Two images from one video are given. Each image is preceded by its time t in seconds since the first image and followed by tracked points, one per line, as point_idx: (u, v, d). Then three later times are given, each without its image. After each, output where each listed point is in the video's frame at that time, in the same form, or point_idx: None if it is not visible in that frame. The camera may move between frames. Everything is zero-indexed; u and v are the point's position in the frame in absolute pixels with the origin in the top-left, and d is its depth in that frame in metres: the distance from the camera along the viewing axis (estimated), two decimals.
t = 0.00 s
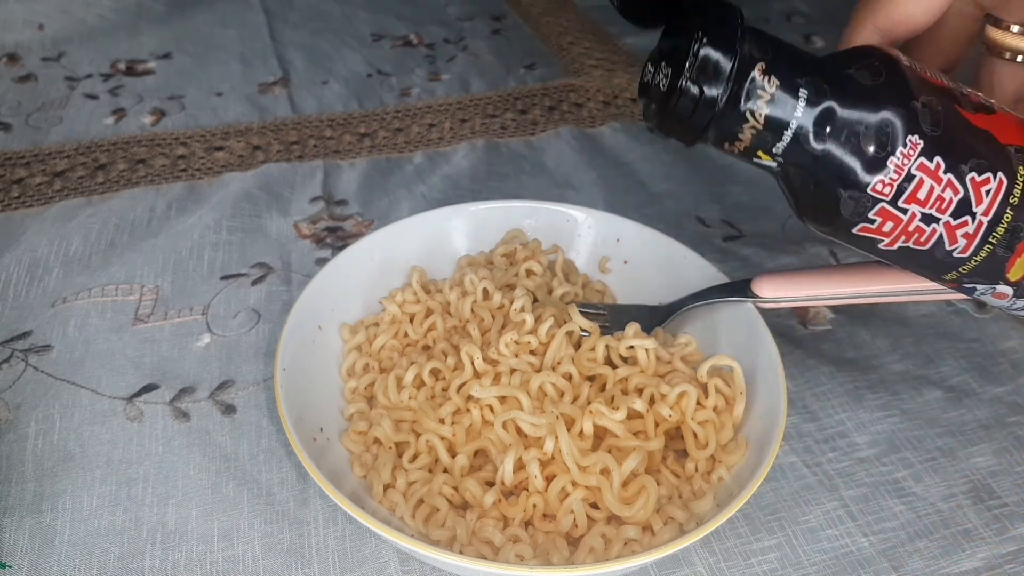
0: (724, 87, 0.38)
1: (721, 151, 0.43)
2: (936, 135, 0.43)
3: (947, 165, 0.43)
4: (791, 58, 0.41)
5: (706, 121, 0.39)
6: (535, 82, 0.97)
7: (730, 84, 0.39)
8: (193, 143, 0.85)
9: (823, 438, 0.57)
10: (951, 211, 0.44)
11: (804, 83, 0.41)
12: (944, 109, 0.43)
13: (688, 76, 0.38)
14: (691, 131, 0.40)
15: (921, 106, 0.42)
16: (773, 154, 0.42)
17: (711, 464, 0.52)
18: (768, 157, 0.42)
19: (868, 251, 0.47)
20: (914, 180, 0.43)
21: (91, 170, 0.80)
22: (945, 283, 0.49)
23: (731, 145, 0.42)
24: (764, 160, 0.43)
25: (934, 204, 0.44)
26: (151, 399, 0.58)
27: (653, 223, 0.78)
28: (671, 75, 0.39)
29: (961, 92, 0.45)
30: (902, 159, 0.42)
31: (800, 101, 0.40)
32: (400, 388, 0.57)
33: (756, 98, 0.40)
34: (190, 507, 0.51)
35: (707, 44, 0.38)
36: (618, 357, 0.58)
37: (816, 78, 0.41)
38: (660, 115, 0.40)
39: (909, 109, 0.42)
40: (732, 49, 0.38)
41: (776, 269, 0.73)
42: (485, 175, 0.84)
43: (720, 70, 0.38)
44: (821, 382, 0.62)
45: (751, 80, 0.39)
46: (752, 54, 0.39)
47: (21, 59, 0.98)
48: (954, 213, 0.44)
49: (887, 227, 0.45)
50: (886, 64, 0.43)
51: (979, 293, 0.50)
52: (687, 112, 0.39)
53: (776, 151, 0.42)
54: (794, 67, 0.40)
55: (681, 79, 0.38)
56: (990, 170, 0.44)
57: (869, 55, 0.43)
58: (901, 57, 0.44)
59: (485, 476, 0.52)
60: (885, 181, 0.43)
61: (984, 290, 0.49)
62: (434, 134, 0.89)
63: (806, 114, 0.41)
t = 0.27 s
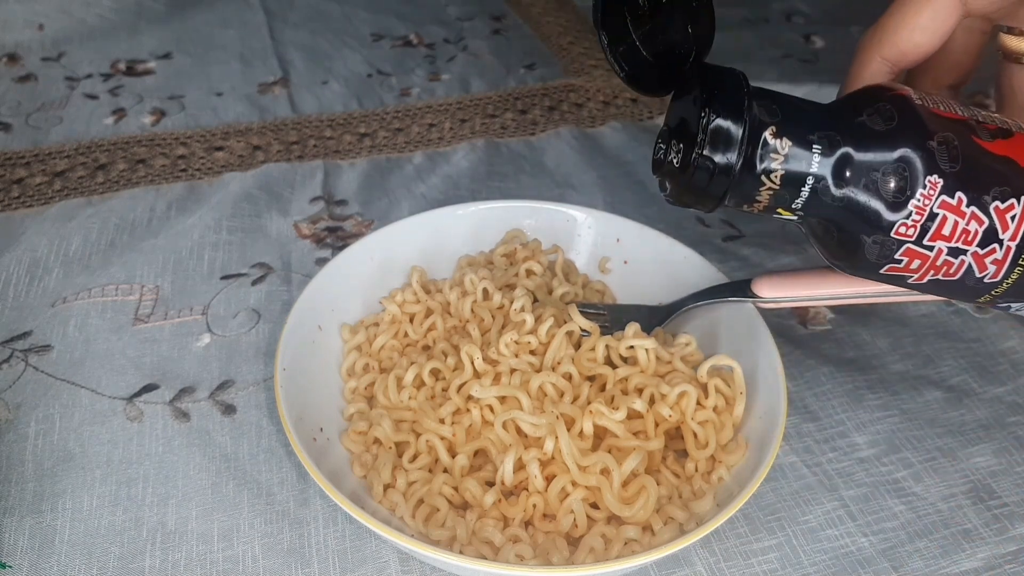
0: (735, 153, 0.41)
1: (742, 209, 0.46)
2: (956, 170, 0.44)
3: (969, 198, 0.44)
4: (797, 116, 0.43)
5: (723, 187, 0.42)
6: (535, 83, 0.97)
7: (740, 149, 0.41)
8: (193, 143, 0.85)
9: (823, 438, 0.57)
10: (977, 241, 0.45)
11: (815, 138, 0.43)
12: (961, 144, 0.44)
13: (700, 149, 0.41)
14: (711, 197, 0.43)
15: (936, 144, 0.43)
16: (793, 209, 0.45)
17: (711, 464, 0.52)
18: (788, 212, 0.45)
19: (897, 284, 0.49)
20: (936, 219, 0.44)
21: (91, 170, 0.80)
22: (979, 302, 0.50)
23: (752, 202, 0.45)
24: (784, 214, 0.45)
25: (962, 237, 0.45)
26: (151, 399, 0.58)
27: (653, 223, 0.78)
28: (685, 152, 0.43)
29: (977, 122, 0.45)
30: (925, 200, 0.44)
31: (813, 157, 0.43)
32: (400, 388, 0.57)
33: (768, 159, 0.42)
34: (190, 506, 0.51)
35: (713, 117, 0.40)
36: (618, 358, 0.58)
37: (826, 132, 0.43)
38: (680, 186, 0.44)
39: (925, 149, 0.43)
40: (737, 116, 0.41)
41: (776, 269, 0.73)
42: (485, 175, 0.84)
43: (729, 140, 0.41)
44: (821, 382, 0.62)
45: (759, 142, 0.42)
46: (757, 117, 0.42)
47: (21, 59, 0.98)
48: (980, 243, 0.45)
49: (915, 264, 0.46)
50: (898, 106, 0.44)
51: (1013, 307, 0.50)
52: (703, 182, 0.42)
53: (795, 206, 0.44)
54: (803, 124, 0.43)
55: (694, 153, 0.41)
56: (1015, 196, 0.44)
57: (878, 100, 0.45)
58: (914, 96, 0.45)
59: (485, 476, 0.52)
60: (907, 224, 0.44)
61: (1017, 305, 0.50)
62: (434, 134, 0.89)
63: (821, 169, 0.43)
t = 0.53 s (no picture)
0: (729, 166, 0.42)
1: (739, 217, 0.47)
2: (946, 169, 0.44)
3: (958, 194, 0.44)
4: (788, 125, 0.44)
5: (719, 199, 0.43)
6: (535, 83, 0.97)
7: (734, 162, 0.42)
8: (193, 143, 0.85)
9: (823, 438, 0.57)
10: (966, 234, 0.45)
11: (806, 147, 0.43)
12: (950, 143, 0.44)
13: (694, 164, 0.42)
14: (708, 209, 0.45)
15: (925, 146, 0.44)
16: (787, 215, 0.46)
17: (711, 464, 0.52)
18: (783, 217, 0.46)
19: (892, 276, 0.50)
20: (927, 218, 0.45)
21: (91, 170, 0.80)
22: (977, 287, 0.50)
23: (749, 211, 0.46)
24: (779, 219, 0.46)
25: (951, 233, 0.45)
26: (151, 399, 0.58)
27: (653, 223, 0.78)
28: (681, 166, 0.44)
29: (967, 117, 0.45)
30: (914, 200, 0.44)
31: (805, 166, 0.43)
32: (400, 388, 0.57)
33: (762, 169, 0.43)
34: (190, 506, 0.51)
35: (705, 133, 0.42)
36: (618, 357, 0.58)
37: (817, 139, 0.44)
38: (677, 200, 0.45)
39: (914, 152, 0.44)
40: (728, 130, 0.42)
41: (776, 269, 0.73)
42: (485, 175, 0.84)
43: (722, 154, 0.42)
44: (821, 382, 0.62)
45: (752, 153, 0.43)
46: (749, 128, 0.43)
47: (21, 59, 0.98)
48: (970, 236, 0.46)
49: (907, 261, 0.47)
50: (887, 109, 0.45)
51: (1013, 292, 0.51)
52: (699, 195, 0.43)
53: (789, 212, 0.46)
54: (794, 133, 0.44)
55: (688, 169, 0.43)
56: (1006, 189, 0.44)
57: (867, 104, 0.45)
58: (903, 97, 0.45)
59: (485, 476, 0.52)
60: (898, 225, 0.45)
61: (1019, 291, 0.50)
62: (433, 134, 0.89)
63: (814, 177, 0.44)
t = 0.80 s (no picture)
0: (731, 178, 0.43)
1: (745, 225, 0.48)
2: (946, 169, 0.44)
3: (958, 193, 0.44)
4: (788, 134, 0.44)
5: (724, 211, 0.44)
6: (535, 83, 0.97)
7: (736, 173, 0.43)
8: (193, 143, 0.85)
9: (823, 438, 0.57)
10: (966, 230, 0.46)
11: (807, 156, 0.44)
12: (948, 143, 0.44)
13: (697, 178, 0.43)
14: (714, 220, 0.45)
15: (925, 148, 0.44)
16: (789, 222, 0.47)
17: (711, 464, 0.52)
18: (785, 223, 0.47)
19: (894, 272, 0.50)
20: (928, 218, 0.45)
21: (91, 170, 0.80)
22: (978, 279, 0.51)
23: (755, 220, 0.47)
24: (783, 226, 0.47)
25: (952, 231, 0.46)
26: (152, 399, 0.58)
27: (653, 223, 0.78)
28: (684, 180, 0.45)
29: (964, 114, 0.45)
30: (916, 201, 0.44)
31: (807, 174, 0.44)
32: (400, 388, 0.57)
33: (765, 179, 0.44)
34: (190, 506, 0.51)
35: (706, 147, 0.43)
36: (618, 358, 0.58)
37: (818, 146, 0.44)
38: (683, 214, 0.46)
39: (914, 155, 0.44)
40: (729, 142, 0.43)
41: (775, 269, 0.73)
42: (485, 175, 0.84)
43: (724, 166, 0.43)
44: (821, 382, 0.62)
45: (754, 163, 0.44)
46: (750, 139, 0.44)
47: (21, 59, 0.98)
48: (971, 233, 0.46)
49: (907, 259, 0.48)
50: (886, 111, 0.45)
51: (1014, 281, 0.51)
52: (705, 208, 0.44)
53: (792, 219, 0.46)
54: (795, 142, 0.44)
55: (692, 182, 0.44)
56: (1005, 185, 0.44)
57: (865, 107, 0.46)
58: (901, 98, 0.45)
59: (485, 476, 0.52)
60: (901, 226, 0.45)
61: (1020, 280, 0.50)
62: (433, 134, 0.89)
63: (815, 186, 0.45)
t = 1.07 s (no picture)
0: (735, 181, 0.53)
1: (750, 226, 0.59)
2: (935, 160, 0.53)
3: (949, 181, 0.54)
4: (785, 141, 0.55)
5: (734, 210, 0.54)
6: (535, 83, 0.97)
7: (736, 177, 0.53)
8: (193, 143, 0.85)
9: (822, 438, 0.57)
10: (955, 211, 0.55)
11: (803, 160, 0.55)
12: (937, 134, 0.53)
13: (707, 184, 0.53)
14: (721, 228, 0.56)
15: (916, 143, 0.53)
16: (790, 219, 0.57)
17: (710, 464, 0.52)
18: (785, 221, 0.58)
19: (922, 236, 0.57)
20: (921, 207, 0.55)
21: (91, 170, 0.80)
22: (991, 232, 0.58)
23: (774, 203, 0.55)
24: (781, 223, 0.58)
25: (936, 218, 0.56)
26: (151, 399, 0.58)
27: (653, 223, 0.78)
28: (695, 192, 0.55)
29: (952, 103, 0.54)
30: (913, 192, 0.54)
31: (806, 175, 0.55)
32: (400, 388, 0.57)
33: (767, 176, 0.54)
34: (190, 506, 0.51)
35: (709, 162, 0.53)
36: (618, 357, 0.58)
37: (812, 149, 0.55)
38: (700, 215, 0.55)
39: (908, 151, 0.53)
40: (729, 154, 0.53)
41: (775, 269, 0.73)
42: (486, 175, 0.84)
43: (727, 175, 0.53)
44: (821, 382, 0.62)
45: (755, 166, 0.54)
46: (749, 148, 0.54)
47: (21, 59, 0.98)
48: (958, 215, 0.55)
49: (904, 234, 0.57)
50: (875, 110, 0.54)
51: None
52: (714, 213, 0.55)
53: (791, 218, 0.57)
54: (793, 151, 0.55)
55: (699, 199, 0.55)
56: (989, 168, 0.54)
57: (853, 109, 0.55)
58: (891, 94, 0.54)
59: (485, 476, 0.52)
60: (893, 219, 0.56)
61: None
62: (433, 134, 0.89)
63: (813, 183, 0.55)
